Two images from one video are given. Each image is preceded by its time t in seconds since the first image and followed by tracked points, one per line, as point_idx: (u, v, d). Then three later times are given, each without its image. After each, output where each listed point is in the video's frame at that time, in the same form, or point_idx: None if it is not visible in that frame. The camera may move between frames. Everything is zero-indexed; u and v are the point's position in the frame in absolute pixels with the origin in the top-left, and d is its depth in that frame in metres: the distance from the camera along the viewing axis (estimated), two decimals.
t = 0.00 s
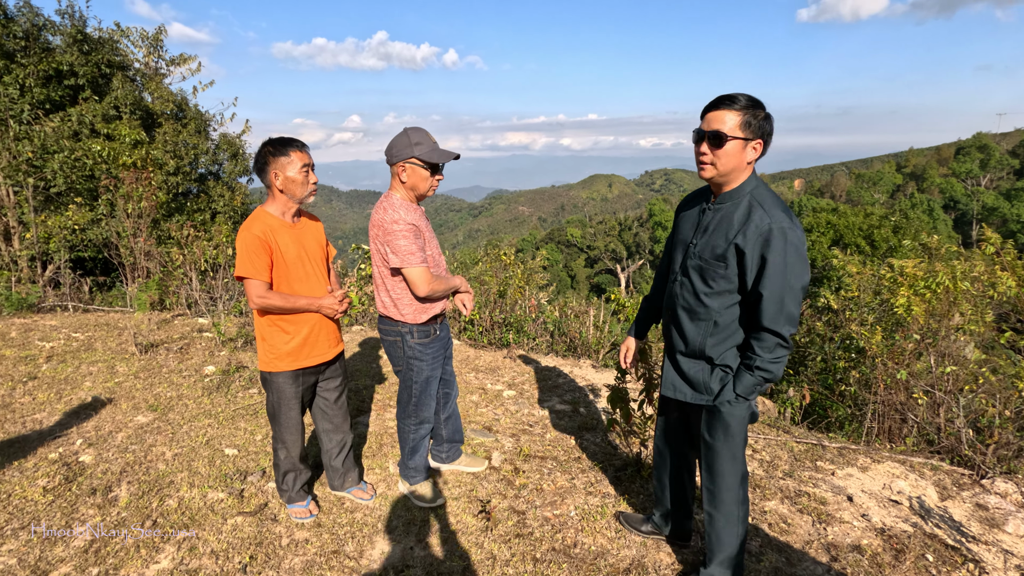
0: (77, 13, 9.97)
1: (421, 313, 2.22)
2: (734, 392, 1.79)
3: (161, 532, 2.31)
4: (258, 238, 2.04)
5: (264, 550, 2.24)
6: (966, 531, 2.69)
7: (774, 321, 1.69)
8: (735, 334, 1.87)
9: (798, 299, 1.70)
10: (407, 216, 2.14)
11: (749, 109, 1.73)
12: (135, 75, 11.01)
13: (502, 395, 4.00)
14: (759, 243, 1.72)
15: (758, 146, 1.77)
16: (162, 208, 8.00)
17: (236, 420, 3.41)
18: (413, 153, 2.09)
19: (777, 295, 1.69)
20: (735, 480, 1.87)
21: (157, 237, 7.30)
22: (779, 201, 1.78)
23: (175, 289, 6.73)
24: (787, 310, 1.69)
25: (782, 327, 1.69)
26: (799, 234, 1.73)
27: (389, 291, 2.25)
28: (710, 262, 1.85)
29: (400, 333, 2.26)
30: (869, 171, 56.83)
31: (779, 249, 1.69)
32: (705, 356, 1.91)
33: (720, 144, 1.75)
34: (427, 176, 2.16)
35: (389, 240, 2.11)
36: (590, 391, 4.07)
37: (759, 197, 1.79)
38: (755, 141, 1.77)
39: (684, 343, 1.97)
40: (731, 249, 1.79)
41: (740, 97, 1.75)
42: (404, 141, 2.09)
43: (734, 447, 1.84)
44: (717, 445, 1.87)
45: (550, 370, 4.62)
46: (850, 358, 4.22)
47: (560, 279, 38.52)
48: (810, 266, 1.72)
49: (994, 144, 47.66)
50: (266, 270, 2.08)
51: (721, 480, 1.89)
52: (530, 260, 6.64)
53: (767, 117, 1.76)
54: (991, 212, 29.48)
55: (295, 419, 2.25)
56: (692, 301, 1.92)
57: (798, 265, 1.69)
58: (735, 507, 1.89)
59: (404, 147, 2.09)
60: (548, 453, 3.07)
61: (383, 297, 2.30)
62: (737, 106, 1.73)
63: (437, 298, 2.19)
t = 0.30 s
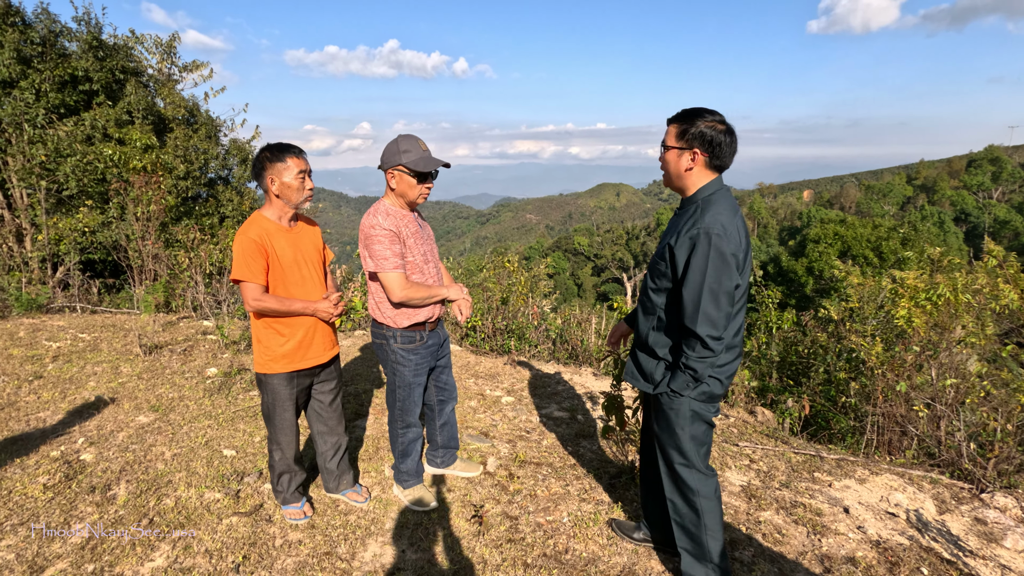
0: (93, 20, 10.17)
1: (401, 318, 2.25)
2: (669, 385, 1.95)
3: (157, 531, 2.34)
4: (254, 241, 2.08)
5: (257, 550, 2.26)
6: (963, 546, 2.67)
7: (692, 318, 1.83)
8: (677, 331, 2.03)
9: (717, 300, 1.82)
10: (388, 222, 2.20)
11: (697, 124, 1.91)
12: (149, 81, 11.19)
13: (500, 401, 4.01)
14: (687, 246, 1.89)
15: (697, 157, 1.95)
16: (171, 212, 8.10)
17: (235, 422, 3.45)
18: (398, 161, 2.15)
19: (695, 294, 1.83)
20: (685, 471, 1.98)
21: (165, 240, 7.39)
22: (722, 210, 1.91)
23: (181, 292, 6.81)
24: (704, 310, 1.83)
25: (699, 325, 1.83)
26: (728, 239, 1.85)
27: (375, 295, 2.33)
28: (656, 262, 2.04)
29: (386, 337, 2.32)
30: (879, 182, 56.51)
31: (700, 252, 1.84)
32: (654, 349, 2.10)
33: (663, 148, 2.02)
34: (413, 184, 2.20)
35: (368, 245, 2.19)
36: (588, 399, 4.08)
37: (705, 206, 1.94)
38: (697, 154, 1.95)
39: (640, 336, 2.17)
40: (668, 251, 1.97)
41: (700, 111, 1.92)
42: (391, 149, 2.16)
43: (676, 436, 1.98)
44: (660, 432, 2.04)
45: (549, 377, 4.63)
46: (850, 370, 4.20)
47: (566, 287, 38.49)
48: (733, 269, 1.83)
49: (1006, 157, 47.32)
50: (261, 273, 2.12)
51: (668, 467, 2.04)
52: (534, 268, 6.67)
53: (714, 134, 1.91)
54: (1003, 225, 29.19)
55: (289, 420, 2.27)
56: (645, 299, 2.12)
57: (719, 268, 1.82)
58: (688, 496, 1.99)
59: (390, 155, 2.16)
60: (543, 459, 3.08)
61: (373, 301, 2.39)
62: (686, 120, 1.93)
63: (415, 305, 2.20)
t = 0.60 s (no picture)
0: (102, 26, 10.29)
1: (391, 325, 2.28)
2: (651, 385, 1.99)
3: (155, 533, 2.35)
4: (246, 249, 2.12)
5: (253, 554, 2.27)
6: (960, 559, 2.66)
7: (667, 319, 1.86)
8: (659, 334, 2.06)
9: (691, 301, 1.84)
10: (382, 229, 2.22)
11: (668, 144, 1.97)
12: (156, 86, 11.30)
13: (499, 408, 4.02)
14: (663, 250, 1.92)
15: (667, 168, 2.01)
16: (175, 216, 8.16)
17: (234, 426, 3.46)
18: (401, 169, 2.17)
19: (667, 298, 1.87)
20: (671, 473, 1.99)
21: (169, 244, 7.44)
22: (696, 213, 1.93)
23: (184, 295, 6.85)
24: (679, 310, 1.85)
25: (674, 326, 1.85)
26: (702, 241, 1.87)
27: (369, 301, 2.37)
28: (637, 267, 2.09)
29: (379, 344, 2.34)
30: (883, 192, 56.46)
31: (673, 255, 1.87)
32: (639, 352, 2.13)
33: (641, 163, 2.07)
34: (410, 192, 2.23)
35: (360, 251, 2.22)
36: (587, 407, 4.09)
37: (681, 210, 1.97)
38: (667, 164, 2.01)
39: (627, 339, 2.21)
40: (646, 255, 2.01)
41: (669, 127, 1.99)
42: (394, 157, 2.17)
43: (660, 438, 2.00)
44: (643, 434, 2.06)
45: (548, 385, 4.64)
46: (850, 381, 4.19)
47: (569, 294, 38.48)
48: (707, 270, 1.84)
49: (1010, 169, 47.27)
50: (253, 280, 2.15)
51: (656, 468, 2.06)
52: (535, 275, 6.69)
53: (684, 153, 1.96)
54: (1007, 237, 29.09)
55: (284, 425, 2.30)
56: (629, 303, 2.16)
57: (692, 269, 1.84)
58: (677, 499, 2.00)
59: (393, 163, 2.18)
60: (540, 467, 3.09)
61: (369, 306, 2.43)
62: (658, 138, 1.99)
63: (405, 312, 2.22)
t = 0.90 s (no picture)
0: (108, 31, 10.38)
1: (397, 336, 2.29)
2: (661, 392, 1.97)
3: (154, 540, 2.36)
4: (235, 261, 2.14)
5: (252, 561, 2.28)
6: (958, 571, 2.66)
7: (685, 324, 1.88)
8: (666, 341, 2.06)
9: (707, 305, 1.88)
10: (391, 241, 2.24)
11: (677, 153, 2.04)
12: (160, 90, 11.37)
13: (498, 416, 4.03)
14: (674, 257, 1.94)
15: (684, 176, 2.07)
16: (178, 221, 8.20)
17: (234, 432, 3.47)
18: (425, 180, 2.25)
19: (684, 303, 1.89)
20: (672, 479, 2.00)
21: (171, 249, 7.47)
22: (699, 223, 1.99)
23: (185, 300, 6.87)
24: (696, 315, 1.87)
25: (692, 330, 1.87)
26: (710, 248, 1.92)
27: (372, 313, 2.37)
28: (640, 275, 2.09)
29: (383, 354, 2.35)
30: (884, 201, 56.55)
31: (687, 261, 1.90)
32: (643, 360, 2.12)
33: (654, 178, 2.06)
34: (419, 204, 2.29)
35: (368, 263, 2.22)
36: (586, 415, 4.10)
37: (682, 220, 2.01)
38: (682, 173, 2.07)
39: (627, 349, 2.20)
40: (653, 263, 2.03)
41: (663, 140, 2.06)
42: (412, 168, 2.22)
43: (664, 445, 1.99)
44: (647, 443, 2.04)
45: (548, 393, 4.65)
46: (848, 392, 4.20)
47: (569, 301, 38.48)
48: (720, 275, 1.89)
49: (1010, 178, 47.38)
50: (242, 291, 2.18)
51: (656, 477, 2.04)
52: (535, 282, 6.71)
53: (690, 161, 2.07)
54: (1008, 247, 29.11)
55: (278, 432, 2.31)
56: (630, 311, 2.17)
57: (707, 274, 1.89)
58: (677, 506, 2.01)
59: (412, 174, 2.22)
60: (539, 476, 3.10)
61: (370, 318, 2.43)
62: (666, 150, 2.04)
63: (412, 323, 2.24)
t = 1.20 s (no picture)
0: (109, 33, 10.40)
1: (401, 341, 2.30)
2: (675, 395, 1.96)
3: (153, 545, 2.37)
4: (231, 266, 2.15)
5: (251, 566, 2.29)
6: None
7: (707, 325, 1.89)
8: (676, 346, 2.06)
9: (726, 307, 1.93)
10: (397, 247, 2.25)
11: (679, 162, 2.06)
12: (161, 91, 11.40)
13: (497, 420, 4.04)
14: (690, 261, 1.97)
15: (686, 185, 2.11)
16: (178, 222, 8.22)
17: (234, 435, 3.48)
18: (425, 186, 2.25)
19: (706, 305, 1.91)
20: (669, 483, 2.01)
21: (172, 250, 7.49)
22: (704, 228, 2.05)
23: (186, 301, 6.88)
24: (717, 316, 1.91)
25: (715, 332, 1.89)
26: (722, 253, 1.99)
27: (374, 319, 2.36)
28: (650, 280, 2.08)
29: (383, 361, 2.35)
30: (885, 203, 56.54)
31: (706, 264, 1.93)
32: (651, 366, 2.09)
33: (662, 192, 2.07)
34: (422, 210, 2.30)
35: (376, 268, 2.21)
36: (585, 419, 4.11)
37: (687, 226, 2.06)
38: (684, 182, 2.11)
39: (632, 355, 2.15)
40: (668, 268, 2.03)
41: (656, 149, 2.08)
42: (414, 173, 2.22)
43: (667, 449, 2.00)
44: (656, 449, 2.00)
45: (547, 396, 4.66)
46: (847, 396, 4.21)
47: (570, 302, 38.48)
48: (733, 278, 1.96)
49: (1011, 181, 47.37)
50: (239, 296, 2.19)
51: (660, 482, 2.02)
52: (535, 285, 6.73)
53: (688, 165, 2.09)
54: (1009, 249, 29.10)
55: (276, 436, 2.31)
56: (637, 318, 2.13)
57: (724, 277, 1.94)
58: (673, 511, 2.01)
59: (414, 179, 2.22)
60: (537, 480, 3.11)
61: (369, 324, 2.41)
62: (668, 160, 2.05)
63: (417, 329, 2.26)
